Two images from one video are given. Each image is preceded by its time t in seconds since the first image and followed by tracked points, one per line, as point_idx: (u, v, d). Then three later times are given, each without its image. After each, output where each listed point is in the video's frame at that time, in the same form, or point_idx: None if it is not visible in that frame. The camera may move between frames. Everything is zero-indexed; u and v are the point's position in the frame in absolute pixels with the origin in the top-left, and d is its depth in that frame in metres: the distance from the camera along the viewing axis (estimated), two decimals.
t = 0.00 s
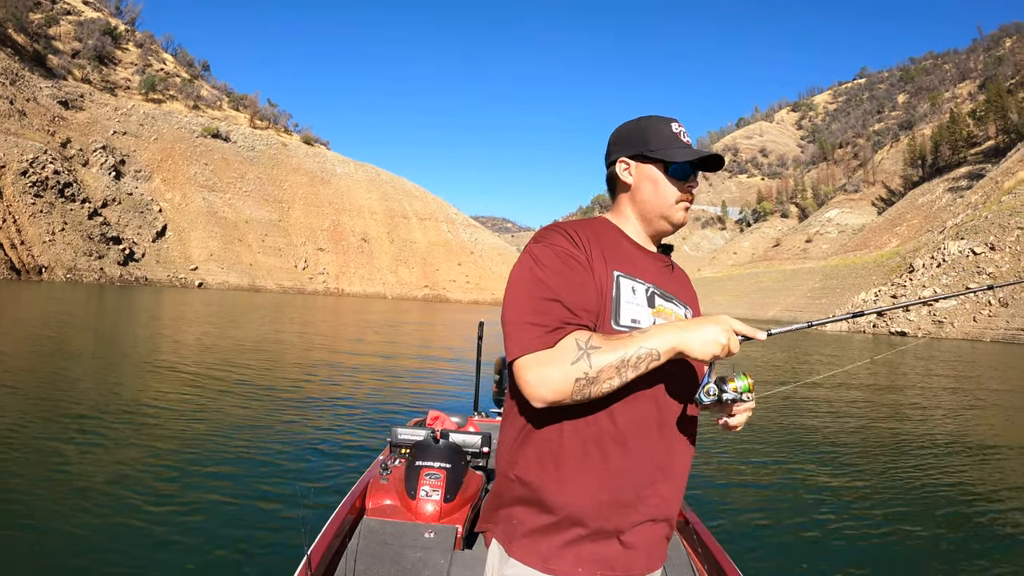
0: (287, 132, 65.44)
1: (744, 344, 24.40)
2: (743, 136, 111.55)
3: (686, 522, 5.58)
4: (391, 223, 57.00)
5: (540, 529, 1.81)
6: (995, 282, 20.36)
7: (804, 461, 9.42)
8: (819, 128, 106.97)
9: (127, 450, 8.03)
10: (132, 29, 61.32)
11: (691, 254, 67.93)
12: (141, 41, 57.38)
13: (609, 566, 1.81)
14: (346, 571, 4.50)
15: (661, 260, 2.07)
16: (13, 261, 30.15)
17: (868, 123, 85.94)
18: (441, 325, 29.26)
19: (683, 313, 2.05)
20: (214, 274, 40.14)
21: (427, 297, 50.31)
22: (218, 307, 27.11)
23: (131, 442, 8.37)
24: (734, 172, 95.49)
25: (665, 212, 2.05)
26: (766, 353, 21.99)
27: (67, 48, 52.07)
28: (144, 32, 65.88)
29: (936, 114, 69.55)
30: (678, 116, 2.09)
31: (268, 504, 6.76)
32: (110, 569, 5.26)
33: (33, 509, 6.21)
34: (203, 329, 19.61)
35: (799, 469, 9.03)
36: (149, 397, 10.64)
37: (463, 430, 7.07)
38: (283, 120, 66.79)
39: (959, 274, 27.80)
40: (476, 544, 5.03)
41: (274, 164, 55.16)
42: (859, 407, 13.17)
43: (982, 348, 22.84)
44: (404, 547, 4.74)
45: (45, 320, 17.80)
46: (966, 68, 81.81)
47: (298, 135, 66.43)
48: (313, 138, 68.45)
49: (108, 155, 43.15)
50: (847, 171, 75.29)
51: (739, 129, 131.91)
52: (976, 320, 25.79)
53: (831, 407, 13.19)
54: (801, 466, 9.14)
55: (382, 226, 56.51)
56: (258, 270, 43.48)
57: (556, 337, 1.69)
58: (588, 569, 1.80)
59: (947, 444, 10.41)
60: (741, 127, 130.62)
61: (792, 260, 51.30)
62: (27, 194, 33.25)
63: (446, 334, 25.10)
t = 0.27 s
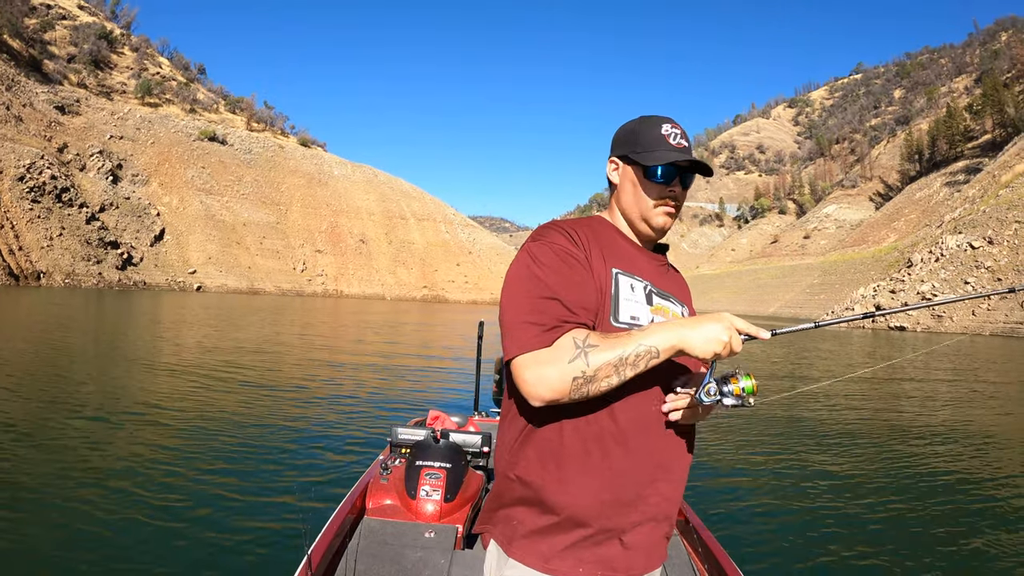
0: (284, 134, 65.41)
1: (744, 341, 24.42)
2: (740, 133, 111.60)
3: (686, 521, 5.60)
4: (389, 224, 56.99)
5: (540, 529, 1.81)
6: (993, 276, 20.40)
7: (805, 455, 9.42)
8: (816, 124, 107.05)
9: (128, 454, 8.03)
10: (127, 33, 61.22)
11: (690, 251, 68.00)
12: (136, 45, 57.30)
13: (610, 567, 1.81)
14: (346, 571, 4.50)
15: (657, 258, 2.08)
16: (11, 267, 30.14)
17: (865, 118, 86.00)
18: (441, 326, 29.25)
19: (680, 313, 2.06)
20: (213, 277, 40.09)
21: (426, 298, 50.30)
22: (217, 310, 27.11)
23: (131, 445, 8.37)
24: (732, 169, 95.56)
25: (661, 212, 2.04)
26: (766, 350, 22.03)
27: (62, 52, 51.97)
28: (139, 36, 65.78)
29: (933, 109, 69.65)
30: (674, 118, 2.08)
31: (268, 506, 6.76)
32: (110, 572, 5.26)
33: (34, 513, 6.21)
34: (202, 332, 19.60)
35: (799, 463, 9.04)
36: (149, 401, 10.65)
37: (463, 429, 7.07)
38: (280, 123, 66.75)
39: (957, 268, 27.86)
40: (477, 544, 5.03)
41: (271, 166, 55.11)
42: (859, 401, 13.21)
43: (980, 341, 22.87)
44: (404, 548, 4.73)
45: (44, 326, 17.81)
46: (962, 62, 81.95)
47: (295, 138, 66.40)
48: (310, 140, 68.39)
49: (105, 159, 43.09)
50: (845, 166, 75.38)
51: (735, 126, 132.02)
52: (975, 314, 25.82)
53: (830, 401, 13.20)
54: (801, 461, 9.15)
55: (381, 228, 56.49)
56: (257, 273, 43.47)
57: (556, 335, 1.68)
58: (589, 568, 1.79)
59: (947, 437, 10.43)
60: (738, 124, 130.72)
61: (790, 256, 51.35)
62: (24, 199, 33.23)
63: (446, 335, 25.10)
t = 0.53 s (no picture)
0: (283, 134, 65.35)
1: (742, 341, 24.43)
2: (739, 134, 111.61)
3: (685, 519, 5.62)
4: (388, 224, 56.95)
5: (538, 529, 1.81)
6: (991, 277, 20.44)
7: (805, 457, 9.43)
8: (815, 125, 107.06)
9: (127, 454, 8.04)
10: (126, 33, 61.17)
11: (688, 252, 68.02)
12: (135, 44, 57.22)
13: (610, 567, 1.81)
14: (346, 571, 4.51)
15: (657, 260, 2.08)
16: (10, 267, 30.12)
17: (864, 119, 86.08)
18: (440, 326, 29.25)
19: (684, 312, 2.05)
20: (212, 277, 40.06)
21: (425, 298, 50.29)
22: (216, 310, 27.09)
23: (131, 445, 8.38)
24: (731, 169, 95.59)
25: (662, 214, 2.04)
26: (765, 350, 22.03)
27: (61, 52, 51.91)
28: (138, 35, 65.74)
29: (931, 109, 69.74)
30: (678, 118, 2.08)
31: (268, 507, 6.76)
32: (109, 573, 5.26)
33: (34, 513, 6.22)
34: (202, 332, 19.62)
35: (798, 465, 9.06)
36: (150, 400, 10.68)
37: (463, 429, 7.08)
38: (279, 122, 66.69)
39: (956, 268, 27.88)
40: (477, 544, 5.02)
41: (270, 166, 55.07)
42: (859, 403, 13.23)
43: (980, 342, 22.88)
44: (404, 547, 4.74)
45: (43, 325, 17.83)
46: (961, 63, 82.01)
47: (294, 138, 66.35)
48: (309, 140, 68.34)
49: (104, 159, 43.06)
50: (844, 166, 75.40)
51: (735, 126, 132.00)
52: (974, 314, 25.83)
53: (829, 403, 13.22)
54: (800, 462, 9.16)
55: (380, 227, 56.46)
56: (256, 273, 43.44)
57: (558, 334, 1.69)
58: (588, 569, 1.79)
59: (946, 438, 10.46)
60: (737, 125, 130.79)
61: (789, 256, 51.37)
62: (23, 199, 33.21)
63: (445, 335, 25.10)
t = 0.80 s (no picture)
0: (283, 132, 65.34)
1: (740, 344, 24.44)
2: (739, 136, 111.68)
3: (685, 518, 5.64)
4: (388, 223, 56.93)
5: (545, 531, 1.81)
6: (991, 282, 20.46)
7: (804, 459, 9.43)
8: (816, 128, 107.14)
9: (126, 450, 8.04)
10: (128, 29, 61.14)
11: (688, 254, 68.06)
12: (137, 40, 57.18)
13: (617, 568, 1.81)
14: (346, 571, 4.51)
15: (663, 261, 2.08)
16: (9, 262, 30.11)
17: (865, 123, 86.13)
18: (439, 325, 29.23)
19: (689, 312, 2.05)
20: (211, 274, 40.05)
21: (424, 297, 50.29)
22: (216, 308, 27.09)
23: (130, 442, 8.37)
24: (731, 172, 95.64)
25: (668, 216, 2.04)
26: (763, 353, 22.04)
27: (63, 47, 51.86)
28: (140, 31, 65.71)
29: (932, 114, 69.81)
30: (687, 122, 2.07)
31: (268, 504, 6.75)
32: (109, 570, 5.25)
33: (33, 510, 6.21)
34: (201, 329, 19.62)
35: (798, 467, 9.07)
36: (149, 397, 10.68)
37: (463, 429, 7.08)
38: (280, 120, 66.64)
39: (955, 273, 27.93)
40: (476, 544, 5.02)
41: (271, 164, 55.06)
42: (859, 406, 13.22)
43: (978, 347, 22.91)
44: (404, 548, 4.75)
45: (42, 320, 17.83)
46: (962, 68, 82.12)
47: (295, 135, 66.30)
48: (310, 138, 68.29)
49: (105, 155, 43.04)
50: (844, 170, 75.44)
51: (735, 129, 132.04)
52: (972, 319, 25.87)
53: (828, 406, 13.22)
54: (799, 464, 9.17)
55: (379, 226, 56.44)
56: (255, 270, 43.44)
57: (567, 335, 1.68)
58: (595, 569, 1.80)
59: (946, 442, 10.45)
60: (738, 127, 130.89)
61: (788, 259, 51.41)
62: (23, 194, 33.20)
63: (444, 335, 25.10)
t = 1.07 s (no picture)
0: (284, 130, 65.28)
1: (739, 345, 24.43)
2: (740, 138, 111.71)
3: (684, 518, 5.66)
4: (388, 222, 56.90)
5: (547, 533, 1.80)
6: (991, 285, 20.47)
7: (802, 462, 9.45)
8: (816, 130, 107.17)
9: (126, 447, 8.03)
10: (129, 26, 61.08)
11: (687, 255, 68.06)
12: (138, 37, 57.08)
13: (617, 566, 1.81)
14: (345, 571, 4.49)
15: (662, 261, 2.09)
16: (9, 258, 30.08)
17: (865, 125, 86.13)
18: (438, 324, 29.27)
19: (689, 312, 2.05)
20: (210, 272, 40.04)
21: (423, 297, 50.29)
22: (215, 305, 27.08)
23: (129, 439, 8.36)
24: (731, 173, 95.66)
25: (667, 216, 2.04)
26: (762, 354, 22.04)
27: (64, 44, 51.75)
28: (141, 28, 65.66)
29: (933, 117, 69.85)
30: (687, 120, 2.07)
31: (267, 503, 6.74)
32: (108, 567, 5.24)
33: (32, 506, 6.19)
34: (200, 326, 19.62)
35: (797, 470, 9.08)
36: (145, 394, 10.68)
37: (463, 429, 7.08)
38: (280, 118, 66.58)
39: (954, 276, 27.94)
40: (476, 544, 5.02)
41: (271, 162, 55.02)
42: (856, 408, 13.25)
43: (978, 350, 22.91)
44: (404, 547, 4.74)
45: (41, 317, 17.83)
46: (963, 71, 82.17)
47: (295, 133, 66.23)
48: (310, 136, 68.23)
49: (105, 151, 42.99)
50: (844, 172, 75.44)
51: (735, 130, 132.04)
52: (971, 322, 25.90)
53: (827, 408, 13.24)
54: (798, 467, 9.17)
55: (379, 225, 56.41)
56: (255, 268, 43.42)
57: (568, 339, 1.67)
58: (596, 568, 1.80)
59: (945, 445, 10.46)
60: (738, 129, 130.94)
61: (788, 261, 51.41)
62: (23, 190, 33.16)
63: (443, 334, 25.10)
